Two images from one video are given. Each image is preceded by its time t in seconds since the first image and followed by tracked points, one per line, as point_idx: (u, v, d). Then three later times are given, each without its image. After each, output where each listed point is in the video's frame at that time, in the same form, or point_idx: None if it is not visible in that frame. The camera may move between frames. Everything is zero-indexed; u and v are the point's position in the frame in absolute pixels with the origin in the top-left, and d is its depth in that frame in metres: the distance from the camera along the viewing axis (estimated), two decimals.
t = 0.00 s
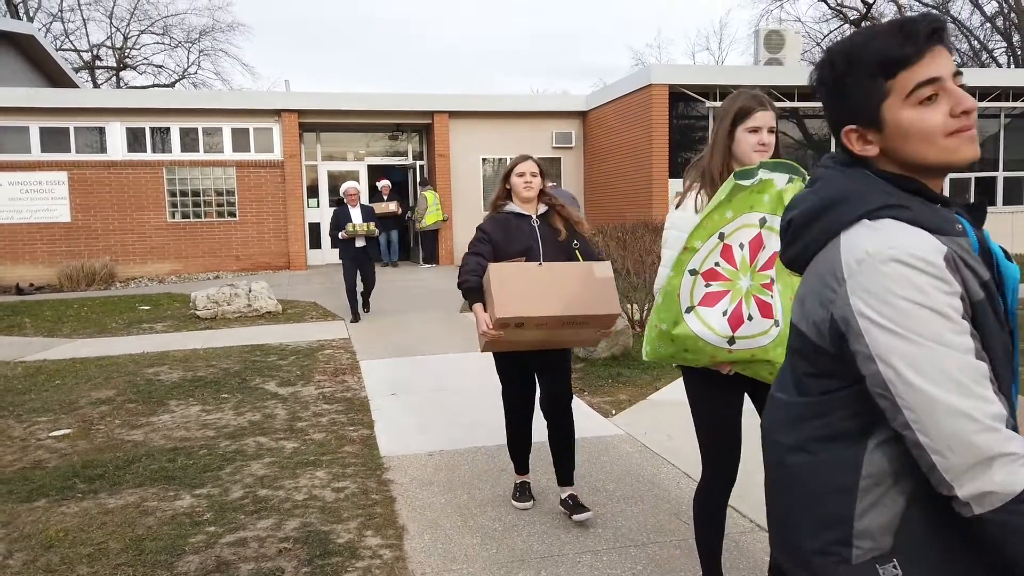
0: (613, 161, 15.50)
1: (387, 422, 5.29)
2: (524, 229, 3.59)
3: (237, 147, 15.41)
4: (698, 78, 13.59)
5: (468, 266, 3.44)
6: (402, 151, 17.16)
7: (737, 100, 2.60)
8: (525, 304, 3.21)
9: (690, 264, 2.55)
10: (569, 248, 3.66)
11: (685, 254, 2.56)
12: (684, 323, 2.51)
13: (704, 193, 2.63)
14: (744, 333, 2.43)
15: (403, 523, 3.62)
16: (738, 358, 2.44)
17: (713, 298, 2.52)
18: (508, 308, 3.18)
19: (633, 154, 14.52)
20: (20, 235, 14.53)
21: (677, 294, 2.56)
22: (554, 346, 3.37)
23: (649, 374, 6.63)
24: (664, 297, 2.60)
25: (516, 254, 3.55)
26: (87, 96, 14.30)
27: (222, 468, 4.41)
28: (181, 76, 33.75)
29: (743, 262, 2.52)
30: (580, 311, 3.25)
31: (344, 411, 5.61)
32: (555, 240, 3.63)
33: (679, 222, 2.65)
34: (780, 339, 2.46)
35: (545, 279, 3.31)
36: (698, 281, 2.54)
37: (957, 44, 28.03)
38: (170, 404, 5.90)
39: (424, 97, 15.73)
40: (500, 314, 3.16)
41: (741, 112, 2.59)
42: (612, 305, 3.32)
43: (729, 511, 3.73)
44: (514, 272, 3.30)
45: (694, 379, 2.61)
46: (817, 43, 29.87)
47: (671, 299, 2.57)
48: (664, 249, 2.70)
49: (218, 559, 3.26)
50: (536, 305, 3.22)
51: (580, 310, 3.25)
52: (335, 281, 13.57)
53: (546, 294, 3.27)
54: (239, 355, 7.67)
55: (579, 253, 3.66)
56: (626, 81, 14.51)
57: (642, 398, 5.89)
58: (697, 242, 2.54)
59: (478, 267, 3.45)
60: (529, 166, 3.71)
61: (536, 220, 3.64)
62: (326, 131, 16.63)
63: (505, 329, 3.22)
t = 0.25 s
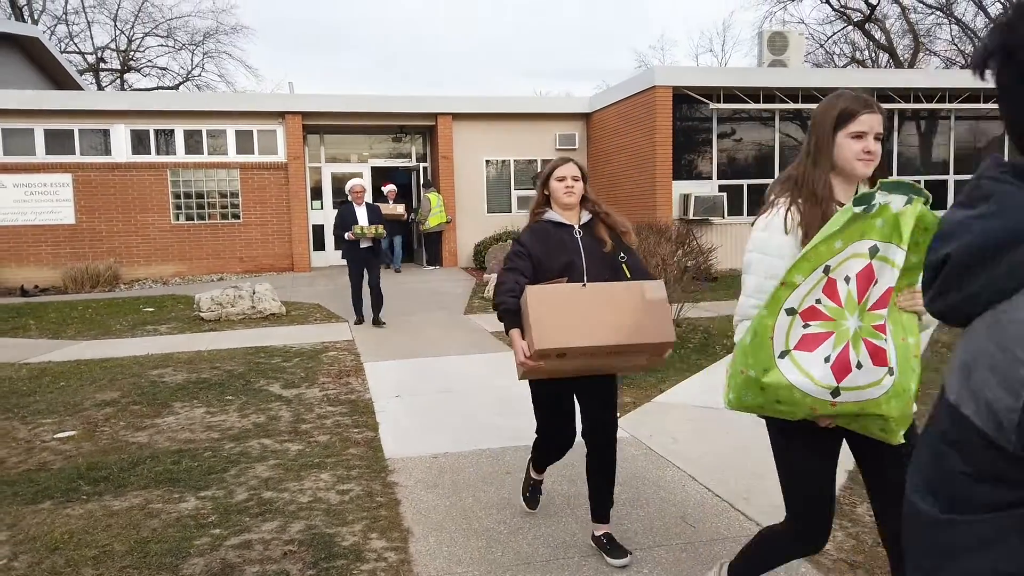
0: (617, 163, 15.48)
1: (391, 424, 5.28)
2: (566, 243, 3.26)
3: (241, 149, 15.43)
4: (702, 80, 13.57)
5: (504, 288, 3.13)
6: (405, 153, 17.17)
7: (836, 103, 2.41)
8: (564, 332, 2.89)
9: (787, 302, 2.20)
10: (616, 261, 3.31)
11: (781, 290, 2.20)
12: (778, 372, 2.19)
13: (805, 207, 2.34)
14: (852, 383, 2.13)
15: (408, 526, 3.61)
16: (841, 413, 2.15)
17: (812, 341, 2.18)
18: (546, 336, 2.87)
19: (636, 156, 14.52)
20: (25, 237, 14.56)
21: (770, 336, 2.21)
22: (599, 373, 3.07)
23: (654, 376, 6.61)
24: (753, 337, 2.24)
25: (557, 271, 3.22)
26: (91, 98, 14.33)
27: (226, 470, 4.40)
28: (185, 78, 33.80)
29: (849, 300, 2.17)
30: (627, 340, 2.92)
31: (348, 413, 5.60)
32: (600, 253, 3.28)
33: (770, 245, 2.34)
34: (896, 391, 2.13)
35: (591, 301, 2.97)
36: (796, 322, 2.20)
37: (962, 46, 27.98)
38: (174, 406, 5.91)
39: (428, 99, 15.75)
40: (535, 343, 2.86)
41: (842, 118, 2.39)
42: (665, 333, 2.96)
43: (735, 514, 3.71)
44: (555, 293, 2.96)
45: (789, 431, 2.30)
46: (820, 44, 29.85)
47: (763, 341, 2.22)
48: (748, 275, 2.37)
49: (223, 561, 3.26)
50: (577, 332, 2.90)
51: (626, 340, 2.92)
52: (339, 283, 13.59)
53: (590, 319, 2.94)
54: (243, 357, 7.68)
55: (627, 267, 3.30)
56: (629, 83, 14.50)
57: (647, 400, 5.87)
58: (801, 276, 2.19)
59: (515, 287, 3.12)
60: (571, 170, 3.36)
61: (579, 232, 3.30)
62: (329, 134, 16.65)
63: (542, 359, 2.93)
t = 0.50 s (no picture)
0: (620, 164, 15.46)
1: (392, 424, 5.28)
2: (603, 245, 2.98)
3: (244, 149, 15.45)
4: (705, 80, 13.56)
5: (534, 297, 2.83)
6: (408, 154, 17.19)
7: (942, 58, 2.02)
8: (607, 349, 2.62)
9: (890, 294, 1.84)
10: (658, 262, 3.06)
11: (882, 281, 1.84)
12: (877, 377, 1.83)
13: (907, 185, 1.97)
14: (969, 394, 1.77)
15: (409, 526, 3.62)
16: (953, 429, 1.80)
17: (920, 342, 1.82)
18: (586, 356, 2.60)
19: (639, 156, 14.51)
20: (29, 237, 14.60)
21: (868, 334, 1.85)
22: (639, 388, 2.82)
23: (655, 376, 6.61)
24: (845, 335, 1.88)
25: (593, 277, 2.94)
26: (95, 98, 14.36)
27: (228, 469, 4.41)
28: (188, 78, 33.82)
29: (970, 294, 1.81)
30: (674, 356, 2.68)
31: (350, 413, 5.60)
32: (641, 254, 3.02)
33: (864, 227, 1.95)
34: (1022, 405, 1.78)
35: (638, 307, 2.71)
36: (902, 318, 1.83)
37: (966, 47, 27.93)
38: (177, 405, 5.92)
39: (430, 99, 15.76)
40: (575, 364, 2.59)
41: (946, 77, 2.01)
42: (717, 346, 2.73)
43: (736, 514, 3.71)
44: (594, 303, 2.67)
45: (880, 439, 1.98)
46: (824, 45, 29.81)
47: (859, 339, 1.85)
48: (835, 263, 2.00)
49: (224, 560, 3.27)
50: (621, 349, 2.64)
51: (674, 356, 2.68)
52: (341, 284, 13.60)
53: (633, 331, 2.68)
54: (245, 357, 7.69)
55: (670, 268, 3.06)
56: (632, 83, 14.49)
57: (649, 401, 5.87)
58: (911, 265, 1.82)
59: (547, 296, 2.82)
60: (608, 162, 3.05)
61: (616, 231, 3.03)
62: (332, 134, 16.67)
63: (580, 378, 2.66)
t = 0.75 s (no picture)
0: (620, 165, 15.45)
1: (393, 424, 5.29)
2: (645, 248, 2.56)
3: (245, 150, 15.46)
4: (705, 81, 13.57)
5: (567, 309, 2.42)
6: (408, 154, 17.20)
7: None
8: (659, 367, 2.18)
9: None
10: (709, 267, 2.65)
11: None
12: None
13: None
14: None
15: (409, 526, 3.62)
16: None
17: None
18: (634, 375, 2.16)
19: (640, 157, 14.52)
20: (29, 238, 14.61)
21: None
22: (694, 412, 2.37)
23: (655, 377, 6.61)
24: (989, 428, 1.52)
25: (636, 287, 2.52)
26: (95, 99, 14.38)
27: (229, 470, 4.42)
28: (189, 79, 33.84)
29: None
30: (739, 374, 2.24)
31: (350, 414, 5.61)
32: (688, 259, 2.61)
33: (991, 270, 1.63)
34: None
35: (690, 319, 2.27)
36: None
37: (966, 47, 27.96)
38: (177, 406, 5.93)
39: (431, 100, 15.78)
40: (621, 385, 2.15)
41: None
42: (790, 361, 2.28)
43: (735, 514, 3.71)
44: (642, 314, 2.24)
45: None
46: (825, 45, 29.81)
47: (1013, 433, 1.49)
48: (950, 311, 1.68)
49: (224, 560, 3.27)
50: (677, 367, 2.19)
51: (739, 374, 2.24)
52: (342, 284, 13.60)
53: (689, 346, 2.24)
54: (245, 357, 7.70)
55: (722, 275, 2.65)
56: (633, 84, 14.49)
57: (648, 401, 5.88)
58: None
59: (582, 309, 2.41)
60: (647, 153, 2.64)
61: (660, 233, 2.61)
62: (333, 135, 16.69)
63: (627, 403, 2.22)
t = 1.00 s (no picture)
0: (621, 166, 15.46)
1: (394, 426, 5.29)
2: (710, 255, 2.32)
3: (245, 151, 15.47)
4: (705, 82, 13.58)
5: (619, 320, 2.21)
6: (409, 155, 17.22)
7: None
8: (736, 396, 1.97)
9: None
10: (783, 278, 2.42)
11: None
12: None
13: None
14: None
15: (409, 527, 3.62)
16: None
17: None
18: (710, 405, 1.95)
19: (640, 158, 14.54)
20: (30, 239, 14.62)
21: None
22: (765, 445, 2.17)
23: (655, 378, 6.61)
24: None
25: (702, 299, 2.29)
26: (96, 100, 14.39)
27: (230, 471, 4.42)
28: (190, 80, 33.82)
29: None
30: (823, 407, 2.02)
31: (351, 415, 5.61)
32: (758, 268, 2.37)
33: None
34: None
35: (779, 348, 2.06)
36: None
37: (966, 47, 27.99)
38: (178, 407, 5.93)
39: (431, 101, 15.79)
40: (695, 415, 1.94)
41: None
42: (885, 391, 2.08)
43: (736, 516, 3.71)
44: (716, 338, 2.04)
45: None
46: (825, 46, 29.82)
47: None
48: None
49: (225, 562, 3.28)
50: (755, 397, 1.99)
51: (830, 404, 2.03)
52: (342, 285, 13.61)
53: (772, 374, 2.03)
54: (246, 358, 7.70)
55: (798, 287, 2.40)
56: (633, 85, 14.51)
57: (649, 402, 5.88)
58: None
59: (638, 321, 2.20)
60: (714, 151, 2.39)
61: (726, 237, 2.37)
62: (333, 136, 16.70)
63: (697, 433, 2.02)
